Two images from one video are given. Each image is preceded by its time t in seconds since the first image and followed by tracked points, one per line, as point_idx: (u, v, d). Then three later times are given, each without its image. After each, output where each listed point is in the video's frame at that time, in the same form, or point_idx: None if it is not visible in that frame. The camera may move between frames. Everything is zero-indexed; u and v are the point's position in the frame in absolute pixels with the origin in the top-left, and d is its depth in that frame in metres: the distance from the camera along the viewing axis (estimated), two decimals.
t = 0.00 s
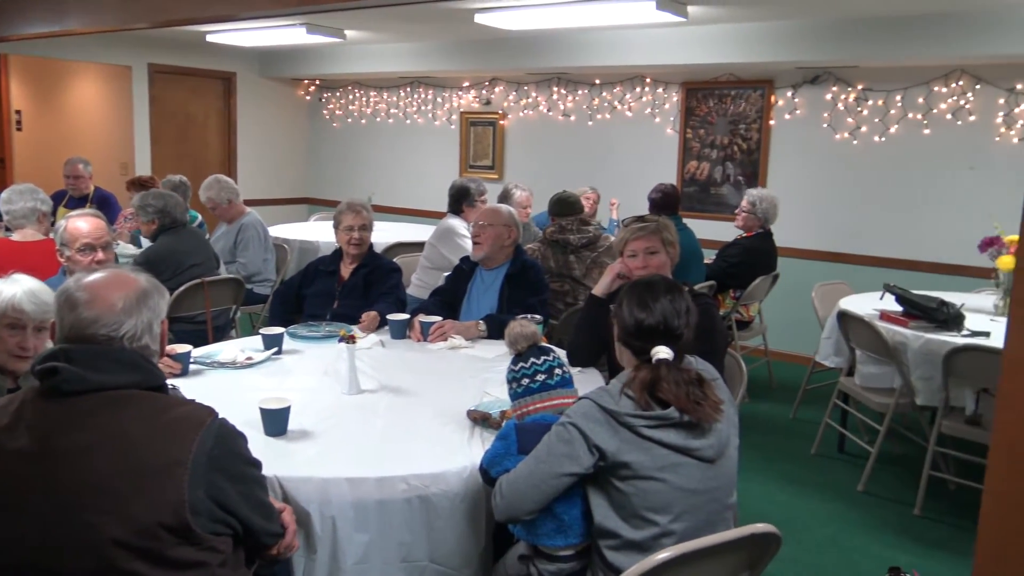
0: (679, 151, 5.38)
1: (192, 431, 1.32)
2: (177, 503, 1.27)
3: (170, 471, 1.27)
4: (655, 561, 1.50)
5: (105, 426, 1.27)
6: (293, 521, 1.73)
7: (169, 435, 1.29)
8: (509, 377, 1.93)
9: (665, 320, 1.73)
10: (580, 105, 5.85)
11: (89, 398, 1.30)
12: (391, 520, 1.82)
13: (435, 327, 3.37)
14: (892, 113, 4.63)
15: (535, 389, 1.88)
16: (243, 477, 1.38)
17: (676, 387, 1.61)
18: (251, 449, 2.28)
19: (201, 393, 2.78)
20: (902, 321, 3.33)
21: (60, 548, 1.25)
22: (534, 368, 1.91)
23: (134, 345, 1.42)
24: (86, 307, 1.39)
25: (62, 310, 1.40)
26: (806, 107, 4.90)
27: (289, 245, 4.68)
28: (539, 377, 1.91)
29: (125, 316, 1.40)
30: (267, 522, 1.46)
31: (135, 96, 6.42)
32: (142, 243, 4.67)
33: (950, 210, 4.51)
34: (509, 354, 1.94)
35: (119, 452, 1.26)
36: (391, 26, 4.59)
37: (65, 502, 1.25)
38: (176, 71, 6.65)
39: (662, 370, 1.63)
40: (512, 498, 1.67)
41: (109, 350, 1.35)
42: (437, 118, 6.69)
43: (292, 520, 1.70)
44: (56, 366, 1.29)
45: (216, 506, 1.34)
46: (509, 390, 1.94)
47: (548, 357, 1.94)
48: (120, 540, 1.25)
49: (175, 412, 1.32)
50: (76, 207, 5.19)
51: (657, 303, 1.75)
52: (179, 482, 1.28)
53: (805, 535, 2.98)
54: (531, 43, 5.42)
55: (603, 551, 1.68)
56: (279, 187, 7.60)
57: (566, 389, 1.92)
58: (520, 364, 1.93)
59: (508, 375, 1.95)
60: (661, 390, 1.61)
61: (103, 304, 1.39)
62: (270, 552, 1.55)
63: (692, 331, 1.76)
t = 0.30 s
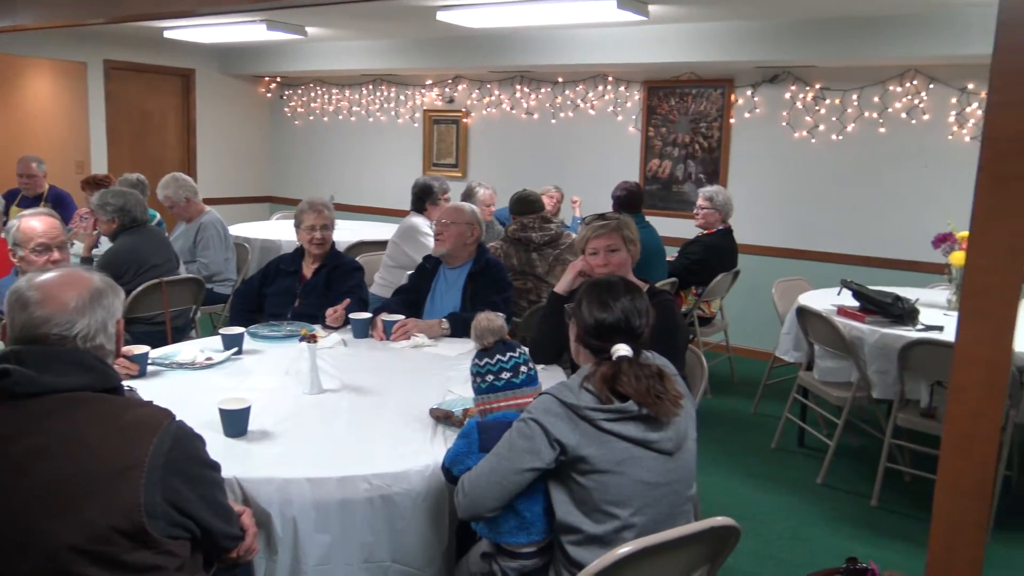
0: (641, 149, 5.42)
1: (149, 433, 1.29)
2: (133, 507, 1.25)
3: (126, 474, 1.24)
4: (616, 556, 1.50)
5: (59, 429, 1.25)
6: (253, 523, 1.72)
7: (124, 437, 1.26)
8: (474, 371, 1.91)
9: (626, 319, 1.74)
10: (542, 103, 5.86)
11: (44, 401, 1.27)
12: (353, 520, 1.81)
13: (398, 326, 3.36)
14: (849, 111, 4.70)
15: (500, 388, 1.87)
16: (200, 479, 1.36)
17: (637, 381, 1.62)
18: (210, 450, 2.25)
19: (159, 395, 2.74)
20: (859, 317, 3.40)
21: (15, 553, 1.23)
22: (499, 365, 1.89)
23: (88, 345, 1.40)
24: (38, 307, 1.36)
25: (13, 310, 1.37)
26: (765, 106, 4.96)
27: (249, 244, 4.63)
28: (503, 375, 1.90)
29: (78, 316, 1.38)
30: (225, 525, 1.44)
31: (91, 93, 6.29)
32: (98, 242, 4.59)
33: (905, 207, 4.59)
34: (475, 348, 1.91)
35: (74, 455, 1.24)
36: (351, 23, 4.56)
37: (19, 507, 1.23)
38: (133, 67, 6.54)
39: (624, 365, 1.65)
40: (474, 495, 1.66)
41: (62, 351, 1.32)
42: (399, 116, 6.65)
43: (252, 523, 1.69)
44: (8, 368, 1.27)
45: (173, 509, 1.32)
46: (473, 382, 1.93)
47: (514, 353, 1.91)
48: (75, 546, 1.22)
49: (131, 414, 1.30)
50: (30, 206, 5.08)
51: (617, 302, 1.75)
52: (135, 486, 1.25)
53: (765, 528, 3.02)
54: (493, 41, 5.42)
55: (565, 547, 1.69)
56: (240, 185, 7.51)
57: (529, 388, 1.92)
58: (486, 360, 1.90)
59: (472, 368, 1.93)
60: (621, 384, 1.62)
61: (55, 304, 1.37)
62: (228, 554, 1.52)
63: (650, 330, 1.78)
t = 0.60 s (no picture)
0: (604, 150, 5.45)
1: (106, 438, 1.27)
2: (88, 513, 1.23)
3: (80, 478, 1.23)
4: (577, 553, 1.51)
5: (13, 434, 1.24)
6: (211, 528, 1.70)
7: (78, 442, 1.25)
8: (439, 373, 1.90)
9: (584, 317, 1.75)
10: (506, 104, 5.87)
11: None
12: (314, 523, 1.79)
13: (360, 327, 3.35)
14: (807, 113, 4.78)
15: (463, 395, 1.88)
16: (156, 483, 1.33)
17: (594, 379, 1.63)
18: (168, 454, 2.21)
19: (116, 398, 2.69)
20: (817, 315, 3.47)
21: None
22: (464, 371, 1.88)
23: (39, 347, 1.37)
24: None
25: None
26: (726, 107, 5.02)
27: (210, 245, 4.57)
28: (468, 379, 1.89)
29: (29, 318, 1.35)
30: (184, 530, 1.40)
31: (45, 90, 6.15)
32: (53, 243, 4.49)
33: (862, 207, 4.67)
34: (440, 349, 1.88)
35: (27, 460, 1.23)
36: (312, 22, 4.52)
37: None
38: (89, 65, 6.41)
39: (582, 363, 1.66)
40: (436, 495, 1.65)
41: (12, 354, 1.30)
42: (362, 116, 6.61)
43: (210, 527, 1.68)
44: None
45: (129, 515, 1.29)
46: (437, 381, 1.92)
47: (480, 357, 1.90)
48: (29, 553, 1.23)
49: (87, 419, 1.28)
50: None
51: (575, 301, 1.76)
52: (87, 491, 1.23)
53: (726, 525, 3.06)
54: (455, 41, 5.41)
55: (526, 546, 1.69)
56: (199, 185, 7.41)
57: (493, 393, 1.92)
58: (452, 364, 1.88)
59: (436, 367, 1.92)
60: (579, 381, 1.63)
61: (4, 306, 1.34)
62: (187, 560, 1.49)
63: (607, 329, 1.79)
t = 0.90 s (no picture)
0: (573, 151, 5.47)
1: (67, 440, 1.26)
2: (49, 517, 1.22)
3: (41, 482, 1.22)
4: (545, 553, 1.51)
5: None
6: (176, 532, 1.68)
7: (38, 445, 1.23)
8: (406, 377, 1.89)
9: (551, 317, 1.75)
10: (475, 104, 5.87)
11: None
12: (282, 526, 1.78)
13: (329, 328, 3.33)
14: (773, 115, 4.83)
15: (429, 401, 1.87)
16: (118, 487, 1.33)
17: (560, 380, 1.63)
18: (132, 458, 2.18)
19: (79, 401, 2.64)
20: (784, 315, 3.52)
21: None
22: (431, 376, 1.87)
23: None
24: None
25: None
26: (693, 109, 5.06)
27: (176, 246, 4.51)
28: (435, 385, 1.89)
29: None
30: (148, 534, 1.40)
31: (5, 88, 6.03)
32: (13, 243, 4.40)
33: (828, 208, 4.74)
34: (407, 353, 1.87)
35: None
36: (279, 21, 4.48)
37: None
38: (51, 62, 6.29)
39: (547, 364, 1.66)
40: (402, 498, 1.64)
41: None
42: (330, 116, 6.57)
43: (175, 531, 1.66)
44: None
45: (91, 519, 1.28)
46: (405, 384, 1.92)
47: (448, 362, 1.89)
48: None
49: (47, 422, 1.26)
50: None
51: (542, 301, 1.76)
52: (48, 495, 1.22)
53: (694, 523, 3.08)
54: (424, 41, 5.39)
55: (495, 547, 1.69)
56: (165, 185, 7.31)
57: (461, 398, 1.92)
58: (419, 369, 1.88)
59: (403, 369, 1.92)
60: (544, 383, 1.63)
61: None
62: (152, 564, 1.48)
63: (575, 329, 1.79)
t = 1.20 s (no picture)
0: (545, 152, 5.48)
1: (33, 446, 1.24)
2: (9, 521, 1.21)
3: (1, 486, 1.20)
4: (516, 554, 1.51)
5: None
6: (143, 539, 1.67)
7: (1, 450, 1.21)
8: (382, 381, 1.88)
9: (520, 318, 1.75)
10: (446, 105, 5.86)
11: None
12: (252, 530, 1.76)
13: (299, 331, 3.31)
14: (742, 117, 4.88)
15: (406, 407, 1.87)
16: (83, 493, 1.31)
17: (530, 383, 1.64)
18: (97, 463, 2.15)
19: (43, 406, 2.60)
20: (752, 315, 3.55)
21: None
22: (409, 382, 1.87)
23: None
24: None
25: None
26: (663, 110, 5.09)
27: (143, 248, 4.45)
28: (412, 391, 1.89)
29: None
30: (114, 539, 1.38)
31: None
32: None
33: (797, 209, 4.79)
34: (386, 357, 1.87)
35: None
36: (247, 21, 4.44)
37: None
38: (14, 62, 6.18)
39: (517, 367, 1.66)
40: (372, 504, 1.63)
41: None
42: (300, 117, 6.52)
43: (141, 537, 1.65)
44: None
45: (55, 525, 1.26)
46: (379, 386, 1.91)
47: (425, 368, 1.89)
48: None
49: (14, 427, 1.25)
50: None
51: (511, 302, 1.76)
52: (9, 500, 1.20)
53: (666, 521, 3.10)
54: (394, 41, 5.37)
55: (466, 550, 1.68)
56: (131, 186, 7.21)
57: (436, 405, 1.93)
58: (396, 374, 1.87)
59: (378, 372, 1.90)
60: (514, 386, 1.64)
61: None
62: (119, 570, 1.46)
63: (543, 330, 1.80)
